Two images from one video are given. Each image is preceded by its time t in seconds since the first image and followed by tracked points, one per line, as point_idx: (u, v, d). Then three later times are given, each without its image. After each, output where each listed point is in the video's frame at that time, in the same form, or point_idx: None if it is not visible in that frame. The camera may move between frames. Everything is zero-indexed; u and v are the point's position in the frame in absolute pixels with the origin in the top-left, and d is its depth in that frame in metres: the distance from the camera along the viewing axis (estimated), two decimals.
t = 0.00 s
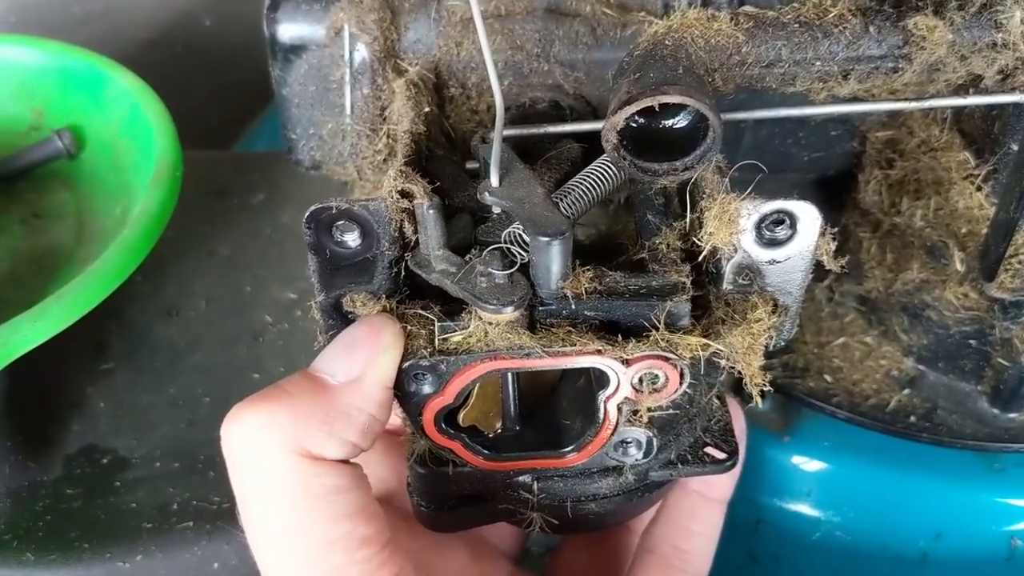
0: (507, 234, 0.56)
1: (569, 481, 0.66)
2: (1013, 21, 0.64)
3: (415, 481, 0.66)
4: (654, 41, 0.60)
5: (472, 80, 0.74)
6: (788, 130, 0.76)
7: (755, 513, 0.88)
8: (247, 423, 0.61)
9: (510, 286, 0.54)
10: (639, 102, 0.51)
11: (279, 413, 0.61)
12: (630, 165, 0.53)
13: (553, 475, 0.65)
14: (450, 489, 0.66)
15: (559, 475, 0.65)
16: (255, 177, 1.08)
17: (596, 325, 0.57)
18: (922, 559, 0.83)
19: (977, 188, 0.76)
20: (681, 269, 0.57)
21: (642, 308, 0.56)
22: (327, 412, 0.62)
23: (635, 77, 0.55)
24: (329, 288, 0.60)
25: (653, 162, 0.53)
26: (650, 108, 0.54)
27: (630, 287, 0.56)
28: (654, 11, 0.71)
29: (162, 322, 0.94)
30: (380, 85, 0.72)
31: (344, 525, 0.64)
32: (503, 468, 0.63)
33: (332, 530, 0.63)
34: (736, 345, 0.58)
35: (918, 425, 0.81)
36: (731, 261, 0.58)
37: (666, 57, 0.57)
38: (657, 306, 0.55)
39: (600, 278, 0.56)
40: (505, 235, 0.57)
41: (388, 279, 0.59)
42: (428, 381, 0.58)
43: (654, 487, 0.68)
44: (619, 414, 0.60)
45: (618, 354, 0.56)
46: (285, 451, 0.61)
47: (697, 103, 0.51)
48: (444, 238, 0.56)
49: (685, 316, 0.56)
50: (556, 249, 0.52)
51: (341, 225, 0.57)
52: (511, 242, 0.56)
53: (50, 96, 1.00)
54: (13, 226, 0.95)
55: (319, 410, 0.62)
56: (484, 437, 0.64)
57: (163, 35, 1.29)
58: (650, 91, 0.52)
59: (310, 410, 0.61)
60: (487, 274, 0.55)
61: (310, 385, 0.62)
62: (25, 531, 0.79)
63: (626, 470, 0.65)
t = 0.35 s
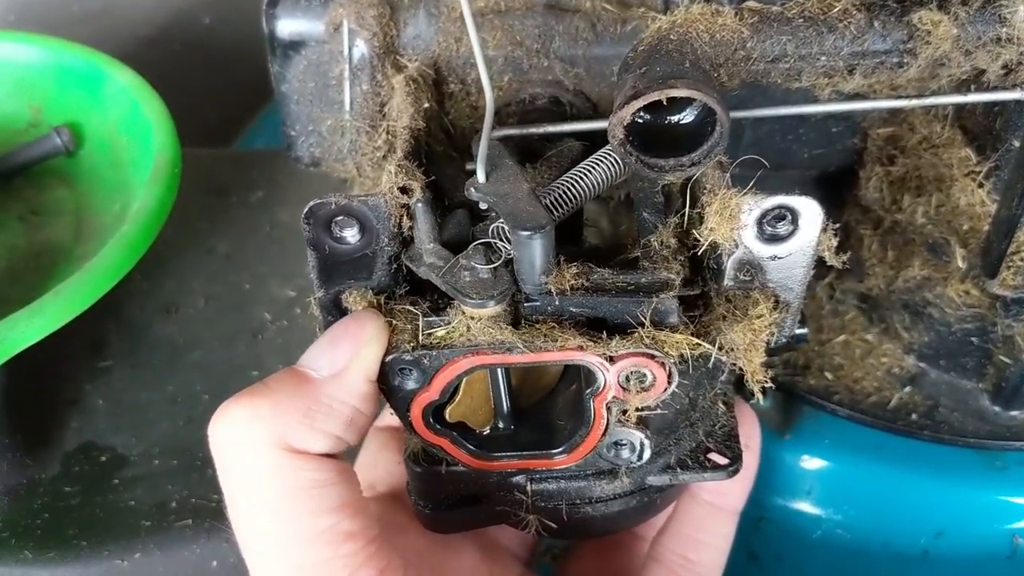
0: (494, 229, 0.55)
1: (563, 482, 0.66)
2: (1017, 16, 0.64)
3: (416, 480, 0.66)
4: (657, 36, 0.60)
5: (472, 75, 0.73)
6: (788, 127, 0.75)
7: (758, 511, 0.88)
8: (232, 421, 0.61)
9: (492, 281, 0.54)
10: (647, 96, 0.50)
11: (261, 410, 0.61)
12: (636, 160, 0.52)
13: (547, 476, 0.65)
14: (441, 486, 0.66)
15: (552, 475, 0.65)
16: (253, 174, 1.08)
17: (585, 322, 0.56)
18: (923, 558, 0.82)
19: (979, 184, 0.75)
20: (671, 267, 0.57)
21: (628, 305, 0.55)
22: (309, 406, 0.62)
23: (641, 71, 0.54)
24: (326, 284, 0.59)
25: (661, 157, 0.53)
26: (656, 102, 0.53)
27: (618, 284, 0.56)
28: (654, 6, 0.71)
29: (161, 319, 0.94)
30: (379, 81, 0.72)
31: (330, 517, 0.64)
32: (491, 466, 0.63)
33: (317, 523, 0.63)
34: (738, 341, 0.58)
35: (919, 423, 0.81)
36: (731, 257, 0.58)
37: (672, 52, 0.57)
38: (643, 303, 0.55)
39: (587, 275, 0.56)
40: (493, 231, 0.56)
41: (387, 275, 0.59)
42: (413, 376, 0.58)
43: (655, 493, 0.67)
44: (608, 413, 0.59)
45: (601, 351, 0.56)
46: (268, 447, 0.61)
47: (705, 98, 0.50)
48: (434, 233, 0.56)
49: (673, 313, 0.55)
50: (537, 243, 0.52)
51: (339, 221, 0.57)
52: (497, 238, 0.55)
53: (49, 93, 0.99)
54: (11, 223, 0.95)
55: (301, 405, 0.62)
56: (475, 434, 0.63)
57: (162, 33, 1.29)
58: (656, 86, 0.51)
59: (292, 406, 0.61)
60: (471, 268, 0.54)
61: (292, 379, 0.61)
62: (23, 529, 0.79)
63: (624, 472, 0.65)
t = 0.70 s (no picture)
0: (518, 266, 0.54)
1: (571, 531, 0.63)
2: None
3: (428, 522, 0.64)
4: (664, 66, 0.57)
5: (477, 94, 0.70)
6: (803, 146, 0.73)
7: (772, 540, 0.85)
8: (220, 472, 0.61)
9: (511, 319, 0.52)
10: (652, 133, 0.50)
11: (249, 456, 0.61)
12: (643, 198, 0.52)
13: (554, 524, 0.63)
14: (448, 525, 0.64)
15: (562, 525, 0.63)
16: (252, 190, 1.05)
17: (603, 367, 0.55)
18: None
19: (1001, 207, 0.75)
20: (695, 314, 0.55)
21: (647, 353, 0.54)
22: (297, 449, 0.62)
23: (646, 105, 0.54)
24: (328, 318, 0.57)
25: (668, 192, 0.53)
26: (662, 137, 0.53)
27: (640, 330, 0.54)
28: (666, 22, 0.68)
29: (157, 342, 0.91)
30: (381, 99, 0.70)
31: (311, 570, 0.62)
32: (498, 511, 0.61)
33: None
34: (760, 380, 0.57)
35: (939, 452, 0.77)
36: (752, 291, 0.55)
37: (679, 83, 0.55)
38: (664, 351, 0.53)
39: (608, 318, 0.54)
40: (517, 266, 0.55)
41: (390, 309, 0.56)
42: (422, 414, 0.56)
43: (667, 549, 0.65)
44: (623, 464, 0.58)
45: (619, 400, 0.54)
46: (250, 495, 0.60)
47: (709, 133, 0.50)
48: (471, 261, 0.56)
49: (694, 364, 0.54)
50: (558, 283, 0.50)
51: (341, 252, 0.54)
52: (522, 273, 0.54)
53: (43, 109, 0.97)
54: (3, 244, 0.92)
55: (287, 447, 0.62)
56: (484, 478, 0.61)
57: (159, 42, 1.26)
58: (661, 121, 0.51)
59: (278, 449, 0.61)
60: (491, 302, 0.53)
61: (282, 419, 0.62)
62: (13, 565, 0.77)
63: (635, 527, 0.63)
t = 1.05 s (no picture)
0: (543, 296, 0.52)
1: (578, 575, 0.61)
2: None
3: (428, 564, 0.60)
4: (686, 84, 0.54)
5: (484, 109, 0.66)
6: (828, 163, 0.69)
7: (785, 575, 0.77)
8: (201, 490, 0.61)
9: (533, 355, 0.49)
10: (673, 158, 0.48)
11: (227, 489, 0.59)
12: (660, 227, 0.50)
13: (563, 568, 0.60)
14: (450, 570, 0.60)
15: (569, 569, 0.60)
16: (247, 203, 1.01)
17: (629, 410, 0.51)
18: None
19: None
20: (727, 355, 0.52)
21: (677, 395, 0.50)
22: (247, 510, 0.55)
23: (664, 128, 0.51)
24: (322, 352, 0.53)
25: (687, 221, 0.50)
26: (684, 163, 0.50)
27: (667, 370, 0.51)
28: (685, 35, 0.64)
29: (146, 364, 0.87)
30: (383, 114, 0.66)
31: None
32: (507, 556, 0.57)
33: None
34: (786, 421, 0.52)
35: (966, 482, 0.75)
36: (780, 325, 0.52)
37: (700, 105, 0.52)
38: (696, 394, 0.50)
39: (635, 356, 0.51)
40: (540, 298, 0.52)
41: (390, 342, 0.52)
42: (432, 452, 0.53)
43: None
44: (642, 510, 0.54)
45: (645, 444, 0.51)
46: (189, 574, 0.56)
47: (735, 159, 0.47)
48: (499, 284, 0.52)
49: (725, 409, 0.50)
50: (586, 318, 0.48)
51: (337, 284, 0.53)
52: (545, 305, 0.52)
53: (29, 121, 0.93)
54: None
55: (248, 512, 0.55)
56: (494, 518, 0.58)
57: (154, 47, 1.22)
58: (682, 147, 0.48)
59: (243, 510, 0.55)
60: (513, 335, 0.50)
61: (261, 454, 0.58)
62: None
63: (647, 572, 0.60)
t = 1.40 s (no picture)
0: (524, 258, 0.51)
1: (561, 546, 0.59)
2: None
3: (408, 531, 0.60)
4: (674, 49, 0.53)
5: (474, 78, 0.66)
6: (824, 135, 0.68)
7: (782, 556, 0.77)
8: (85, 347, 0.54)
9: (516, 316, 0.50)
10: (658, 117, 0.47)
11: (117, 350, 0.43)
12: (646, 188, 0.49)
13: (546, 538, 0.59)
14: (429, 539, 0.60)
15: (552, 538, 0.59)
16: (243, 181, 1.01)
17: (612, 372, 0.52)
18: None
19: None
20: (713, 320, 0.52)
21: (659, 356, 0.51)
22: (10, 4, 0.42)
23: (651, 88, 0.49)
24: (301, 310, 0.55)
25: (675, 183, 0.49)
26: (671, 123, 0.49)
27: (651, 333, 0.51)
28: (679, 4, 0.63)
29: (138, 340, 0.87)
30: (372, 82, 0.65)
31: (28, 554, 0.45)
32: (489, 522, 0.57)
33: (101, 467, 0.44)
34: (774, 385, 0.52)
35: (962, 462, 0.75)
36: (767, 288, 0.52)
37: (690, 66, 0.51)
38: (679, 356, 0.51)
39: (617, 319, 0.51)
40: (523, 259, 0.51)
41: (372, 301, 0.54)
42: (410, 414, 0.53)
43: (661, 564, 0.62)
44: (626, 475, 0.54)
45: (628, 406, 0.51)
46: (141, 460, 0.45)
47: (722, 118, 0.46)
48: (482, 247, 0.52)
49: (710, 371, 0.51)
50: (568, 279, 0.48)
51: (316, 248, 0.52)
52: (528, 267, 0.51)
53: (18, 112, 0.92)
54: None
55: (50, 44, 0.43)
56: (474, 486, 0.57)
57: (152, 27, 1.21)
58: (668, 106, 0.47)
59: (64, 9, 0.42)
60: (495, 296, 0.50)
61: None
62: None
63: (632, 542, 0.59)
